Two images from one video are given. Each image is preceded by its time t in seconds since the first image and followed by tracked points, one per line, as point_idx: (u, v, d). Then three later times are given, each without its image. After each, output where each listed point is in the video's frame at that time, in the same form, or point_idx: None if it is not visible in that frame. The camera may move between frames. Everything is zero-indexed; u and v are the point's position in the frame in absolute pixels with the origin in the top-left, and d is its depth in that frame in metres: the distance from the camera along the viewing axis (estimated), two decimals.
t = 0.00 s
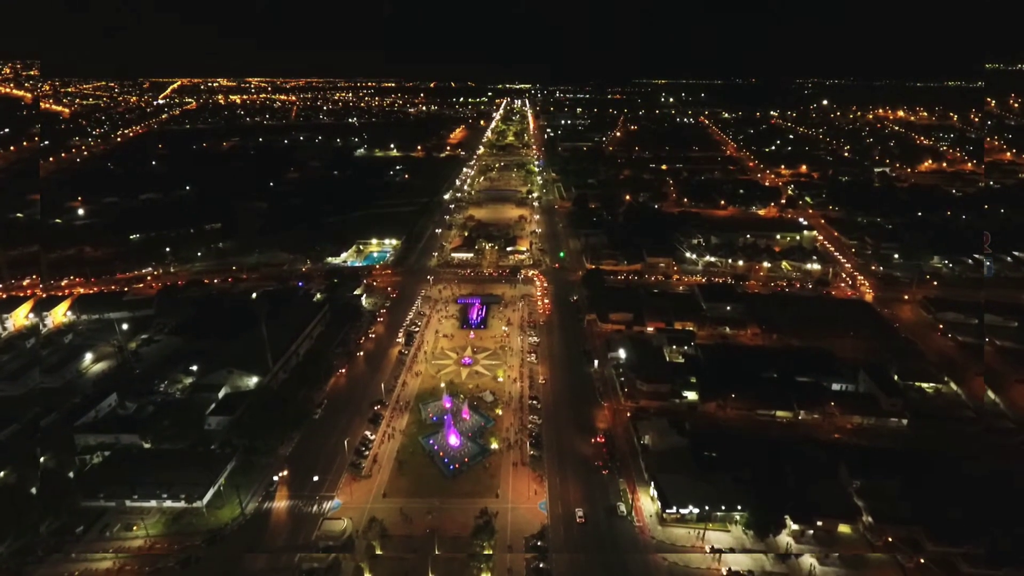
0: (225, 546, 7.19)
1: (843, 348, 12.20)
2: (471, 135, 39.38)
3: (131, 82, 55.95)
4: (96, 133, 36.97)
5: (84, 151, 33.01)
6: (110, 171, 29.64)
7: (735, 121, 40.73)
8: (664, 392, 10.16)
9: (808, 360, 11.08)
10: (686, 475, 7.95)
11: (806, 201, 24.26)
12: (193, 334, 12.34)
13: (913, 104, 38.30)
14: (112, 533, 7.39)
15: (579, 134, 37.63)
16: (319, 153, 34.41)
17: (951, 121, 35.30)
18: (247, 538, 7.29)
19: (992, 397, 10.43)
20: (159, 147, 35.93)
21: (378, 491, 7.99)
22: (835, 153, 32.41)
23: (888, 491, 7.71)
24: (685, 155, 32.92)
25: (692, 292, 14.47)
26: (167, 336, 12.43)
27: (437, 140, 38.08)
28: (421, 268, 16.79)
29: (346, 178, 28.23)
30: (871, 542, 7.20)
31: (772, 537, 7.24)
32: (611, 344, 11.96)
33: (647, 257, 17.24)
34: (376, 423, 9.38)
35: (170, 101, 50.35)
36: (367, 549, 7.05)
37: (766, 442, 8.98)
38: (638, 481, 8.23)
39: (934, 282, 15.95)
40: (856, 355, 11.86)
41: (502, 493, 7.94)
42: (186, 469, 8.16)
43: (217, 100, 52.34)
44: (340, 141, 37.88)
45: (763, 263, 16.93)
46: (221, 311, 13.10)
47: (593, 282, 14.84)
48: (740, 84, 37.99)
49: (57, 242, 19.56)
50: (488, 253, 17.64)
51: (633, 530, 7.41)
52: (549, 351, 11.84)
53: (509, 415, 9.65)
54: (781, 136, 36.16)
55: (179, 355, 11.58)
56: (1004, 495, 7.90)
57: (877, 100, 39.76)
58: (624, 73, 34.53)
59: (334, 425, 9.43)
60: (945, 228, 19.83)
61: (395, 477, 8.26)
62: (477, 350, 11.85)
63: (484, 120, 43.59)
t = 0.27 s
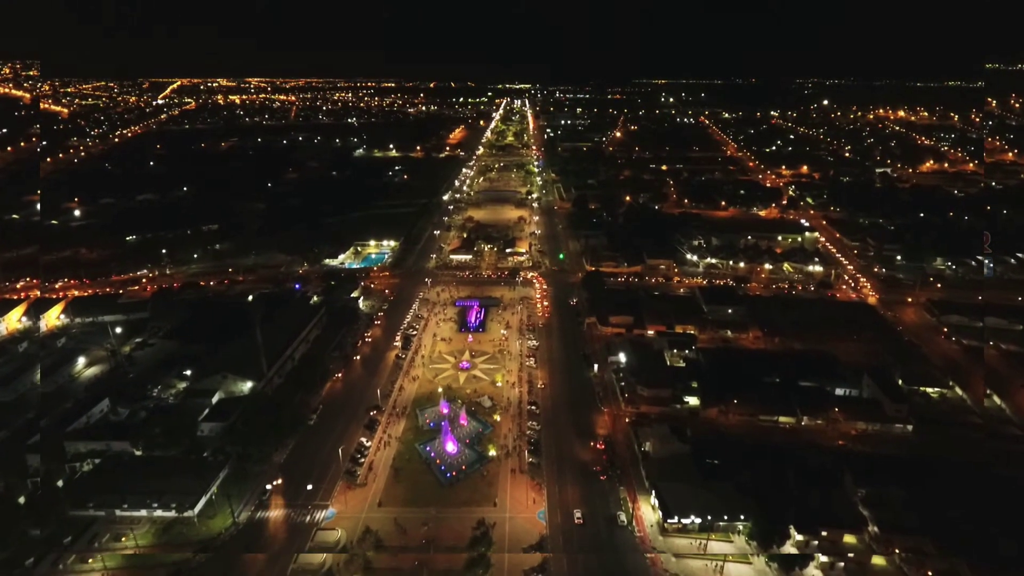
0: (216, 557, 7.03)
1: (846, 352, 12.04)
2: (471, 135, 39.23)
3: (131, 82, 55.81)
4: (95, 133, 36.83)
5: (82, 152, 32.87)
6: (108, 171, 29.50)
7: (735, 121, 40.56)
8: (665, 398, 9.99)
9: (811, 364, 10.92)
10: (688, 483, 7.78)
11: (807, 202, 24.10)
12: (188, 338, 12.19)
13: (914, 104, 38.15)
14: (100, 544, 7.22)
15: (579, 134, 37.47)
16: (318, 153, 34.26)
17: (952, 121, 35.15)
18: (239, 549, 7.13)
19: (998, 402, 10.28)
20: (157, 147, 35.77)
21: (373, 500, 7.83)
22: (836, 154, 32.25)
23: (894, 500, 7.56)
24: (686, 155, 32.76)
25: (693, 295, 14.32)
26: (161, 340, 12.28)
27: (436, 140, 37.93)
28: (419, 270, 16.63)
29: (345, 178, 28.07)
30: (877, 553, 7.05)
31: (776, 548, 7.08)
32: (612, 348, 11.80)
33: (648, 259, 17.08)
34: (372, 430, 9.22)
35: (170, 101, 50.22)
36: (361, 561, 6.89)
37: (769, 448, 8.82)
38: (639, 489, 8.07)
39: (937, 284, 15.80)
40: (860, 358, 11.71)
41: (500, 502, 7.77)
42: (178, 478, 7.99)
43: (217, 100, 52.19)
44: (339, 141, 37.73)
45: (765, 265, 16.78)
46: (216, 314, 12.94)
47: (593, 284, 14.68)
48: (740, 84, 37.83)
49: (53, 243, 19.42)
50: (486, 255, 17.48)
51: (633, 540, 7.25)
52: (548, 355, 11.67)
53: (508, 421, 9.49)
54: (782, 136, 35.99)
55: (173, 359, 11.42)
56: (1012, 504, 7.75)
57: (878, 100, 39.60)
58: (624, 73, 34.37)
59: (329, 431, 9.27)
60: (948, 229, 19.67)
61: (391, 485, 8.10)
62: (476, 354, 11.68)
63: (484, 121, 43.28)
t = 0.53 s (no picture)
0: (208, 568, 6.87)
1: (849, 356, 11.87)
2: (470, 136, 39.06)
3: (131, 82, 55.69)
4: (94, 133, 36.68)
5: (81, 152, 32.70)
6: (106, 171, 29.34)
7: (736, 121, 40.39)
8: (666, 403, 9.82)
9: (814, 368, 10.76)
10: (690, 492, 7.63)
11: (809, 203, 23.93)
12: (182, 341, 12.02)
13: (915, 105, 37.98)
14: (89, 555, 7.04)
15: (579, 134, 37.30)
16: (317, 154, 34.10)
17: (953, 121, 34.98)
18: (231, 561, 6.96)
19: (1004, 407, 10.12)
20: (156, 147, 35.61)
21: (369, 509, 7.67)
22: (837, 154, 32.07)
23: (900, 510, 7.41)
24: (686, 156, 32.59)
25: (695, 297, 14.16)
26: (156, 343, 12.11)
27: (436, 141, 37.75)
28: (418, 272, 16.46)
29: (344, 179, 27.91)
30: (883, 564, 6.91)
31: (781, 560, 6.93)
32: (612, 352, 11.64)
33: (648, 260, 16.91)
34: (368, 436, 9.06)
35: (170, 101, 50.09)
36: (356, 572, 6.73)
37: (772, 456, 8.66)
38: (640, 497, 7.91)
39: (940, 287, 15.64)
40: (863, 362, 11.55)
41: (498, 511, 7.61)
42: (169, 486, 7.82)
43: (217, 100, 52.03)
44: (338, 141, 37.58)
45: (767, 267, 16.62)
46: (212, 318, 12.79)
47: (593, 287, 14.52)
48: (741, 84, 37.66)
49: (48, 244, 19.25)
50: (485, 257, 17.32)
51: (634, 551, 7.09)
52: (548, 359, 11.51)
53: (506, 428, 9.32)
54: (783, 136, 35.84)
55: (166, 364, 11.26)
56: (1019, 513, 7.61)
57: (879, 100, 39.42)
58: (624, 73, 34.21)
59: (325, 438, 9.10)
60: (950, 230, 19.50)
61: (387, 493, 7.94)
62: (474, 358, 11.52)
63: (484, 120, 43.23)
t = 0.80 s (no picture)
0: None
1: (852, 360, 11.72)
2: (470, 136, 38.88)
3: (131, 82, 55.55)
4: (93, 133, 36.53)
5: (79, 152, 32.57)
6: (103, 172, 29.18)
7: (737, 121, 40.22)
8: (667, 409, 9.65)
9: (816, 372, 10.60)
10: (692, 502, 7.47)
11: (810, 204, 23.77)
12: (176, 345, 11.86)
13: (916, 105, 37.79)
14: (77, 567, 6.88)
15: (580, 135, 37.13)
16: (316, 154, 33.92)
17: (955, 121, 34.77)
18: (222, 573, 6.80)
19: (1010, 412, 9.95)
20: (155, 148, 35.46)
21: (364, 519, 7.51)
22: (838, 155, 31.90)
23: (906, 519, 7.27)
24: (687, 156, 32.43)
25: (696, 300, 14.00)
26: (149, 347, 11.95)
27: (435, 141, 37.60)
28: (416, 274, 16.31)
29: (342, 179, 27.75)
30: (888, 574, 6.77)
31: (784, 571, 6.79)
32: (612, 356, 11.48)
33: (649, 262, 16.73)
34: (363, 443, 8.90)
35: (170, 101, 49.94)
36: None
37: (775, 463, 8.52)
38: (641, 506, 7.75)
39: (943, 289, 15.47)
40: (867, 367, 11.39)
41: (496, 521, 7.45)
42: (160, 495, 7.66)
43: (216, 100, 51.87)
44: (337, 141, 37.43)
45: (768, 269, 16.47)
46: (206, 321, 12.63)
47: (593, 289, 14.35)
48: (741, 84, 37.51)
49: (44, 246, 19.10)
50: (484, 259, 17.16)
51: (635, 562, 6.93)
52: (547, 363, 11.34)
53: (504, 434, 9.16)
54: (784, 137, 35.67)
55: (160, 368, 11.10)
56: None
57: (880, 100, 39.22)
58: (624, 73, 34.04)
59: (320, 445, 8.94)
60: (953, 232, 19.32)
61: (383, 502, 7.79)
62: (472, 362, 11.36)
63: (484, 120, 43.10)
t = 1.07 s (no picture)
0: None
1: (856, 364, 11.55)
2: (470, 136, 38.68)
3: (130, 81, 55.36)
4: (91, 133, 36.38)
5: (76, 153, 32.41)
6: (100, 172, 29.00)
7: (737, 121, 40.05)
8: (669, 415, 9.47)
9: (820, 377, 10.43)
10: (695, 511, 7.31)
11: (811, 205, 23.59)
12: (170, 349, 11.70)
13: (918, 104, 37.58)
14: None
15: (580, 135, 36.94)
16: (314, 155, 33.72)
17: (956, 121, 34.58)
18: None
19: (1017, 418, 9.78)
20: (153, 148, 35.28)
21: (359, 529, 7.34)
22: (839, 155, 31.71)
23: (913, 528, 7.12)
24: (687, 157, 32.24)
25: (697, 303, 13.82)
26: (143, 351, 11.80)
27: (434, 141, 37.42)
28: (414, 276, 16.14)
29: (340, 180, 27.57)
30: None
31: None
32: (612, 360, 11.31)
33: (650, 264, 16.55)
34: (359, 450, 8.73)
35: (168, 101, 49.74)
36: None
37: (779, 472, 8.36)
38: (642, 515, 7.59)
39: (946, 291, 15.30)
40: (870, 371, 11.23)
41: (494, 531, 7.28)
42: (152, 504, 7.50)
43: (215, 100, 51.65)
44: (336, 141, 37.27)
45: (770, 271, 16.28)
46: (201, 324, 12.46)
47: (593, 292, 14.17)
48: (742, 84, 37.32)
49: (39, 248, 18.93)
50: (483, 261, 16.99)
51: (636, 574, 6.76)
52: (545, 367, 11.17)
53: (503, 440, 9.00)
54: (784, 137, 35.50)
55: (153, 373, 10.94)
56: None
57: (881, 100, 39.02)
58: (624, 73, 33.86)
59: (314, 452, 8.77)
60: (956, 233, 19.14)
61: (378, 511, 7.62)
62: (470, 366, 11.19)
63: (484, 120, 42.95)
